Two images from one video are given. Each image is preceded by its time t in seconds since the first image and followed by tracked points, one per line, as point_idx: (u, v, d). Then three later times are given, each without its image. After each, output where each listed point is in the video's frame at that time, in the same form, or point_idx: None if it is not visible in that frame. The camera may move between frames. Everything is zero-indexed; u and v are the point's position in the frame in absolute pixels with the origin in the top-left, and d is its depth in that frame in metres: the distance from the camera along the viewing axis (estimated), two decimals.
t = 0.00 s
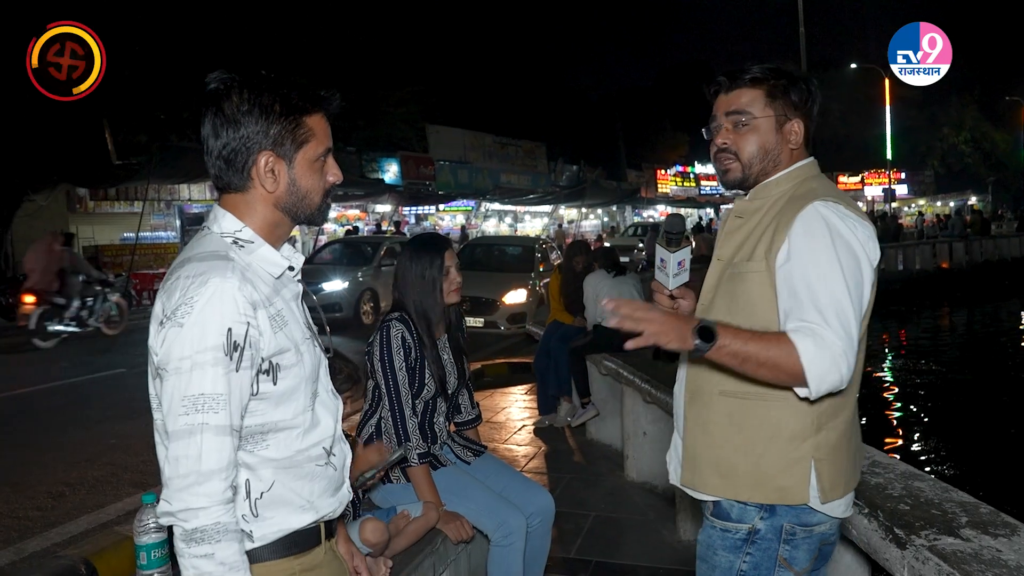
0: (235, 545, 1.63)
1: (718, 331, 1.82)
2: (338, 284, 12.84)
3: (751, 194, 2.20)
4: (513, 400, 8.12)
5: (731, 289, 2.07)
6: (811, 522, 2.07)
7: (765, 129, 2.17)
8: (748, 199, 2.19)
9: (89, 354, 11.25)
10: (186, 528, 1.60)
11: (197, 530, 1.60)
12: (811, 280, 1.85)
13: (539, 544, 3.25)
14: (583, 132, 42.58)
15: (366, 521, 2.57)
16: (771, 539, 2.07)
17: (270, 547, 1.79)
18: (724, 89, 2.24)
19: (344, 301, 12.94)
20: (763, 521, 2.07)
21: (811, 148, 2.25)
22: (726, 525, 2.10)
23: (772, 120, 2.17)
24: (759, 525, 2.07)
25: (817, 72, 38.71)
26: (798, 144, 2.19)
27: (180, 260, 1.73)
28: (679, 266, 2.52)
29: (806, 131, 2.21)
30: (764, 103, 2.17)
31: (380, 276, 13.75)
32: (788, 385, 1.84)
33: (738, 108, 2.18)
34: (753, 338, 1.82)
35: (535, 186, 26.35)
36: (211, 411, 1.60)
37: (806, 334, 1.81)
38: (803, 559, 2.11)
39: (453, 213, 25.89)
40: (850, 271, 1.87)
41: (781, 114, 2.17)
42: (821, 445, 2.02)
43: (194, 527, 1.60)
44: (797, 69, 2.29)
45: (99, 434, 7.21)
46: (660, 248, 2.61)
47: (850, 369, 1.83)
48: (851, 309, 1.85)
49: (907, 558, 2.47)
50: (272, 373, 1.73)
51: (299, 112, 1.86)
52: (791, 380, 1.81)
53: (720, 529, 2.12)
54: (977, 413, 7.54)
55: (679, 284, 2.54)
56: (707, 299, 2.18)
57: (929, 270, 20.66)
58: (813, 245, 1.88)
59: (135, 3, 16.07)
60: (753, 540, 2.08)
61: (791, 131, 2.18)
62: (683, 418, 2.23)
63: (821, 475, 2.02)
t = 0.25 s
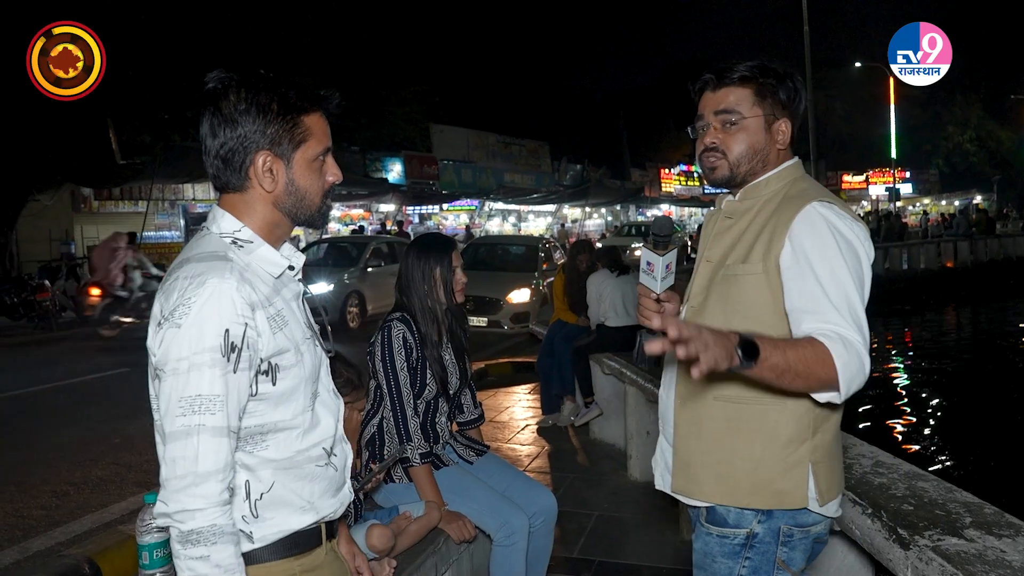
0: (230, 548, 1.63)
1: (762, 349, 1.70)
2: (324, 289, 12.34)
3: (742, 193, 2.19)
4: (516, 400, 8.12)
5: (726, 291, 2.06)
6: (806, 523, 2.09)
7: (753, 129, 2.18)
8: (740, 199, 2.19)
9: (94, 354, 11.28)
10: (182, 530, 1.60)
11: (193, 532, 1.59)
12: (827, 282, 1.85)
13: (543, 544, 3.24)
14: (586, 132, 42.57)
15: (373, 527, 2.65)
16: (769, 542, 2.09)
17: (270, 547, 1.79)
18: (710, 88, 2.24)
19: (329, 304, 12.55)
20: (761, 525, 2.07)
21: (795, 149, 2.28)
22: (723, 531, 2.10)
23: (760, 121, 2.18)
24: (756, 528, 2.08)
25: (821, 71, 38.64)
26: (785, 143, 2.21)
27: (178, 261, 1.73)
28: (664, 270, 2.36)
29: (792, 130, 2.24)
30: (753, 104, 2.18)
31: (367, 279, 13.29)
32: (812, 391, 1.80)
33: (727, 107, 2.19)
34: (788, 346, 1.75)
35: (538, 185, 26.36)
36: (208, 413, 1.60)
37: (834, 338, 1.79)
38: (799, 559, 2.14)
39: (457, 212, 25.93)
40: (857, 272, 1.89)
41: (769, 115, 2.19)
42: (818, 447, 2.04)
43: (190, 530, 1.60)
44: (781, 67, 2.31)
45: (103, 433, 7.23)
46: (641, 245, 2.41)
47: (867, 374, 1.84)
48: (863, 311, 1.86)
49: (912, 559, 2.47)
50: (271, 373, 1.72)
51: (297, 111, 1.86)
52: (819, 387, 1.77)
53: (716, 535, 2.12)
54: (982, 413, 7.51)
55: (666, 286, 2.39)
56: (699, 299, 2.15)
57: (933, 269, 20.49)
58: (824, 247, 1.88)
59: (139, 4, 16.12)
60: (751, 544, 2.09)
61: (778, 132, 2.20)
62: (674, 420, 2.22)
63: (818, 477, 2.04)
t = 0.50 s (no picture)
0: (226, 549, 1.63)
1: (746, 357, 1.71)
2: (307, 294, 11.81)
3: (732, 192, 2.20)
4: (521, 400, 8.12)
5: (716, 290, 2.06)
6: (796, 524, 2.12)
7: (749, 125, 2.19)
8: (730, 199, 2.19)
9: (100, 354, 11.33)
10: (178, 531, 1.61)
11: (189, 533, 1.60)
12: (818, 287, 1.87)
13: (546, 544, 3.24)
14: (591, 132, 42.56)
15: (382, 507, 2.79)
16: (760, 544, 2.11)
17: (272, 547, 1.79)
18: (705, 81, 2.25)
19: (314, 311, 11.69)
20: (751, 527, 2.10)
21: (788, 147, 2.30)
22: (714, 536, 2.12)
23: (756, 116, 2.20)
24: (747, 531, 2.10)
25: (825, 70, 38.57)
26: (779, 140, 2.23)
27: (176, 261, 1.74)
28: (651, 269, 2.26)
29: (785, 127, 2.25)
30: (749, 100, 2.20)
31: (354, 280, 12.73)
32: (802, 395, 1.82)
33: (721, 101, 2.21)
34: (775, 352, 1.77)
35: (543, 185, 26.37)
36: (204, 413, 1.60)
37: (823, 344, 1.82)
38: (789, 559, 2.17)
39: (462, 212, 25.95)
40: (848, 276, 1.91)
41: (763, 111, 2.21)
42: (806, 450, 2.07)
43: (186, 531, 1.60)
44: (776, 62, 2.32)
45: (109, 433, 7.26)
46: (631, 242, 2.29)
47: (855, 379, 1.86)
48: (853, 316, 1.89)
49: (917, 560, 2.46)
50: (269, 372, 1.73)
51: (294, 110, 1.86)
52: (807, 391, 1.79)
53: (707, 539, 2.13)
54: (988, 413, 7.49)
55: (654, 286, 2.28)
56: (688, 299, 2.13)
57: (939, 268, 20.66)
58: (815, 251, 1.90)
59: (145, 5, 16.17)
60: (742, 547, 2.11)
61: (772, 129, 2.22)
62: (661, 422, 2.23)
63: (806, 479, 2.07)
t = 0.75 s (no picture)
0: (226, 549, 1.63)
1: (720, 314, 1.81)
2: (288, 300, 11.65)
3: (723, 190, 2.22)
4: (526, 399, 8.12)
5: (703, 287, 2.11)
6: (783, 524, 2.19)
7: (741, 123, 2.21)
8: (721, 196, 2.22)
9: (104, 353, 11.32)
10: (178, 531, 1.61)
11: (189, 533, 1.60)
12: (799, 284, 1.91)
13: (550, 544, 3.24)
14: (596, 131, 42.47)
15: (385, 500, 2.78)
16: (750, 545, 2.18)
17: (272, 547, 1.79)
18: (697, 78, 2.27)
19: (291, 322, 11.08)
20: (741, 528, 2.17)
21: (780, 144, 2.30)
22: (704, 538, 2.18)
23: (748, 114, 2.21)
24: (737, 533, 2.17)
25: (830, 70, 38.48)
26: (771, 139, 2.24)
27: (175, 261, 1.74)
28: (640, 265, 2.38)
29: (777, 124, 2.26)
30: (740, 98, 2.22)
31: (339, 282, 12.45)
32: (770, 382, 1.87)
33: (712, 101, 2.21)
34: (750, 325, 1.85)
35: (547, 185, 26.32)
36: (203, 413, 1.60)
37: (799, 331, 1.86)
38: (781, 557, 2.23)
39: (466, 212, 25.92)
40: (831, 276, 1.95)
41: (755, 109, 2.22)
42: (791, 451, 2.13)
43: (186, 531, 1.60)
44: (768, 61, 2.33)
45: (113, 432, 7.27)
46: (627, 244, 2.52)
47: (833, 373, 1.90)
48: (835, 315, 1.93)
49: (921, 561, 2.45)
50: (269, 372, 1.73)
51: (292, 110, 1.85)
52: (778, 377, 1.85)
53: (698, 542, 2.20)
54: (993, 414, 7.47)
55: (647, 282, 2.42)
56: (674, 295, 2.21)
57: (944, 268, 20.63)
58: (800, 248, 1.94)
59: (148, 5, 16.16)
60: (733, 549, 2.18)
61: (764, 127, 2.23)
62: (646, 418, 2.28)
63: (790, 480, 2.13)
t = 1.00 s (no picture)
0: (231, 548, 1.63)
1: (686, 325, 1.86)
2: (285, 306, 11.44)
3: (716, 190, 2.27)
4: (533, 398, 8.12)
5: (695, 287, 2.16)
6: (779, 526, 2.18)
7: (735, 122, 2.25)
8: (714, 196, 2.26)
9: (113, 352, 11.36)
10: (184, 530, 1.61)
11: (194, 532, 1.60)
12: (782, 286, 1.92)
13: (555, 545, 3.23)
14: (604, 130, 42.39)
15: (388, 496, 2.72)
16: (745, 547, 2.18)
17: (276, 545, 1.79)
18: (693, 78, 2.30)
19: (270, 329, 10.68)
20: (734, 530, 2.17)
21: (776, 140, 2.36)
22: (699, 540, 2.19)
23: (742, 112, 2.25)
24: (731, 535, 2.17)
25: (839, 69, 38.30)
26: (766, 137, 2.29)
27: (178, 261, 1.74)
28: (639, 265, 2.41)
29: (772, 122, 2.31)
30: (734, 97, 2.25)
31: (332, 284, 12.13)
32: (751, 388, 1.89)
33: (706, 100, 2.25)
34: (720, 334, 1.88)
35: (555, 184, 26.28)
36: (207, 413, 1.60)
37: (773, 335, 1.87)
38: (778, 559, 2.22)
39: (474, 211, 25.92)
40: (817, 276, 1.96)
41: (749, 108, 2.26)
42: (784, 452, 2.12)
43: (192, 530, 1.61)
44: (764, 57, 2.36)
45: (122, 431, 7.29)
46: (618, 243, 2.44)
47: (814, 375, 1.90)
48: (818, 317, 1.93)
49: (929, 562, 2.43)
50: (272, 372, 1.73)
51: (289, 107, 1.85)
52: (755, 383, 1.87)
53: (693, 544, 2.20)
54: (1003, 414, 7.41)
55: (641, 282, 2.42)
56: (669, 296, 2.25)
57: (954, 267, 20.51)
58: (783, 251, 1.95)
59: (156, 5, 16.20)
60: (728, 551, 2.18)
61: (759, 125, 2.27)
62: (641, 418, 2.29)
63: (783, 482, 2.12)
